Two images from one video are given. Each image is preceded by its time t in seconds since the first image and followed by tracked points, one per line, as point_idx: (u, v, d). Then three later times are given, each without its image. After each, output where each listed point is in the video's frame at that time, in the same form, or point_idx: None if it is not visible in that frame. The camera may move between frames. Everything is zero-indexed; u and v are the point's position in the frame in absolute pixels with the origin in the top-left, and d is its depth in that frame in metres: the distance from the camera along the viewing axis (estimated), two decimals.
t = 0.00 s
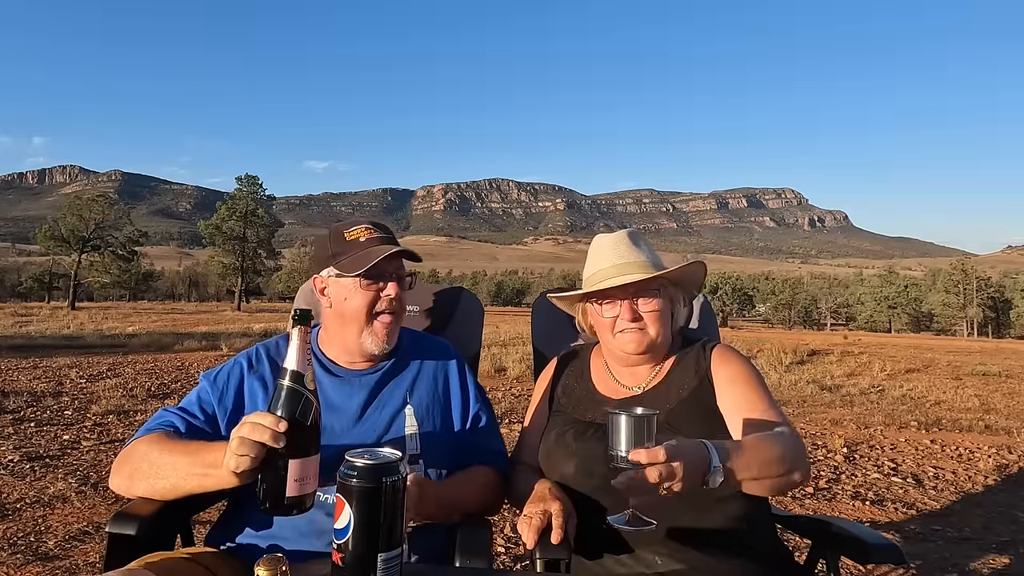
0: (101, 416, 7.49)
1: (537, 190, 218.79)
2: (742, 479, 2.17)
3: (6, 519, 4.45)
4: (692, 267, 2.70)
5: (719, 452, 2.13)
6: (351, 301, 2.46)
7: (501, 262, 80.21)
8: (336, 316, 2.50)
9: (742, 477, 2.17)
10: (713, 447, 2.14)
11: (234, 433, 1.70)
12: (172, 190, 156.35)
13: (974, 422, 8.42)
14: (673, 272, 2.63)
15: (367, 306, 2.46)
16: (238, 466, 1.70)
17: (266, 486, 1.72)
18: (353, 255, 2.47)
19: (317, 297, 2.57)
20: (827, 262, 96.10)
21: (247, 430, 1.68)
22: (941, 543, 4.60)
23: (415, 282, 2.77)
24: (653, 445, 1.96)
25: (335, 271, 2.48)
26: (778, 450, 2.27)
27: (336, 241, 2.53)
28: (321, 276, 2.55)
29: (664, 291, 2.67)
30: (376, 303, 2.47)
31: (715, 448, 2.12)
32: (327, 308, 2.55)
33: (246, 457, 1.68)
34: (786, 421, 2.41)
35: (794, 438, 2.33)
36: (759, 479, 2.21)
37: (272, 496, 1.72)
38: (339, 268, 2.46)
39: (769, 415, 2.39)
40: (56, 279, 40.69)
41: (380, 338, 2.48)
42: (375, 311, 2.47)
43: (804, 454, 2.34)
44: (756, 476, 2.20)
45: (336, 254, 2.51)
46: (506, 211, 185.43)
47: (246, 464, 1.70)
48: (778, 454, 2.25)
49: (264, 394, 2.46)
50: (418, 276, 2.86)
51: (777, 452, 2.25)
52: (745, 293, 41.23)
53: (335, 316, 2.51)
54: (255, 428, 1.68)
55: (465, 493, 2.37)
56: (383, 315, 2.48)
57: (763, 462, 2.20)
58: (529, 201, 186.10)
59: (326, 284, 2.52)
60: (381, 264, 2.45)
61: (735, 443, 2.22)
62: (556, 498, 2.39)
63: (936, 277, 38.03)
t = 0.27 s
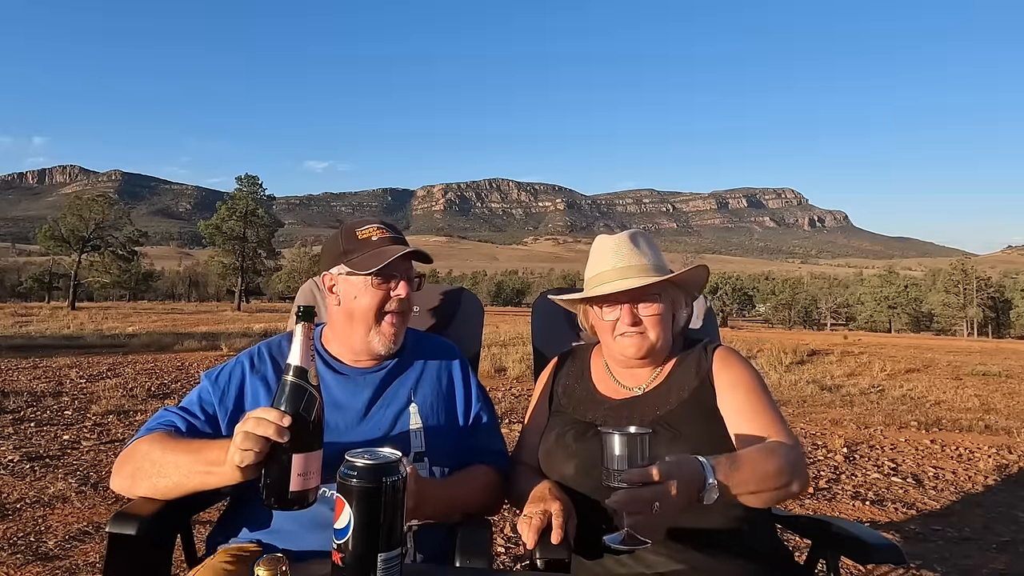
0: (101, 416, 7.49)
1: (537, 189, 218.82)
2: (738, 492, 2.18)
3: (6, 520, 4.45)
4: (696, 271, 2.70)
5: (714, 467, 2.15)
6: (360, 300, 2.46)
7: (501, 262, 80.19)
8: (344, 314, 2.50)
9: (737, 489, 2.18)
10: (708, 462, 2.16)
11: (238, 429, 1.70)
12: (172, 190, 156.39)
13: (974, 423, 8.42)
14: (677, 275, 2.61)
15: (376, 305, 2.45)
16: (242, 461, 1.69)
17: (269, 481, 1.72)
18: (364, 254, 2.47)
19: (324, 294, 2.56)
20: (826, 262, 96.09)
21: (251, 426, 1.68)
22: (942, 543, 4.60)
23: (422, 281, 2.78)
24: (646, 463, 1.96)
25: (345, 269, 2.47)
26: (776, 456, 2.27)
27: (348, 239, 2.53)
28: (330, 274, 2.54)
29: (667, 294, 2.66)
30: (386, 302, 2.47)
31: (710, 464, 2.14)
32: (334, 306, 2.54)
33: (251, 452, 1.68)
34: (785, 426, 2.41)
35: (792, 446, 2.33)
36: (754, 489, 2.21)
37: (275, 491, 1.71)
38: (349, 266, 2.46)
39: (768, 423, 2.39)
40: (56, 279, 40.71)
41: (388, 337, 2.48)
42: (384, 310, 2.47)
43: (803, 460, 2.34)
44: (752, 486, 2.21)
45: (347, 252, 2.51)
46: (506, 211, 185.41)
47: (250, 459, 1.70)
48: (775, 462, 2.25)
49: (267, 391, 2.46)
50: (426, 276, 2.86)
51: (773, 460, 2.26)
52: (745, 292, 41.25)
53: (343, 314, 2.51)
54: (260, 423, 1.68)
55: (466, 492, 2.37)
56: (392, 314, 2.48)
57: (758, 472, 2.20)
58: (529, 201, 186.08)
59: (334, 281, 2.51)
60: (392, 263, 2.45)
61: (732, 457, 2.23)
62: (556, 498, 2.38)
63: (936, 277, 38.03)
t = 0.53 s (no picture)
0: (101, 416, 7.49)
1: (537, 189, 218.86)
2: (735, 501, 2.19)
3: (6, 520, 4.45)
4: (696, 274, 2.69)
5: (709, 480, 2.16)
6: (362, 301, 2.46)
7: (501, 262, 80.21)
8: (346, 314, 2.50)
9: (734, 498, 2.19)
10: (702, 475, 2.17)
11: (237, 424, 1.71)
12: (172, 189, 156.41)
13: (974, 423, 8.42)
14: (677, 279, 2.60)
15: (378, 305, 2.46)
16: (240, 457, 1.70)
17: (267, 478, 1.71)
18: (366, 253, 2.47)
19: (326, 294, 2.56)
20: (827, 262, 96.08)
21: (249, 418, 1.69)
22: (941, 543, 4.60)
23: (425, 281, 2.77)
24: (642, 475, 1.96)
25: (348, 269, 2.47)
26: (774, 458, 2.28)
27: (350, 239, 2.53)
28: (332, 274, 2.54)
29: (668, 297, 2.64)
30: (388, 303, 2.47)
31: (705, 477, 2.15)
32: (336, 306, 2.54)
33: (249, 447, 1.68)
34: (784, 429, 2.41)
35: (790, 451, 2.33)
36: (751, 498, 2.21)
37: (274, 487, 1.71)
38: (352, 266, 2.46)
39: (768, 426, 2.39)
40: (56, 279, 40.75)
41: (390, 336, 2.48)
42: (387, 311, 2.47)
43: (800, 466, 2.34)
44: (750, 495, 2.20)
45: (349, 252, 2.51)
46: (506, 211, 185.46)
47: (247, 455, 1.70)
48: (773, 469, 2.25)
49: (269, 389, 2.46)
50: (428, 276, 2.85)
51: (770, 467, 2.26)
52: (745, 292, 41.26)
53: (344, 314, 2.51)
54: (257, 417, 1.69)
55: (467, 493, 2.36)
56: (394, 315, 2.49)
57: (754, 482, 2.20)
58: (529, 201, 186.04)
59: (337, 281, 2.52)
60: (395, 264, 2.45)
61: (729, 467, 2.23)
62: (556, 498, 2.38)
63: (936, 277, 38.04)
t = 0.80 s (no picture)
0: (101, 416, 7.49)
1: (537, 189, 218.87)
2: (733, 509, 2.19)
3: (6, 520, 4.45)
4: (696, 277, 2.68)
5: (705, 489, 2.17)
6: (360, 301, 2.46)
7: (501, 262, 80.22)
8: (345, 314, 2.50)
9: (732, 505, 2.19)
10: (700, 484, 2.17)
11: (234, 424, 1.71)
12: (173, 189, 156.40)
13: (974, 423, 8.42)
14: (678, 280, 2.59)
15: (377, 306, 2.46)
16: (236, 459, 1.70)
17: (265, 479, 1.72)
18: (365, 254, 2.47)
19: (325, 295, 2.56)
20: (826, 262, 96.09)
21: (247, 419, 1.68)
22: (941, 543, 4.60)
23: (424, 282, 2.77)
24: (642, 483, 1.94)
25: (346, 270, 2.47)
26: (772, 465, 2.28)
27: (349, 240, 2.52)
28: (332, 274, 2.54)
29: (667, 300, 2.64)
30: (387, 304, 2.47)
31: (701, 486, 2.16)
32: (335, 306, 2.54)
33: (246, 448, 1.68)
34: (783, 435, 2.41)
35: (789, 458, 2.32)
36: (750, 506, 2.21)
37: (271, 488, 1.72)
38: (351, 266, 2.46)
39: (768, 429, 2.38)
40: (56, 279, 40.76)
41: (389, 337, 2.49)
42: (385, 312, 2.47)
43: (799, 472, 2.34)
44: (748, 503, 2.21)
45: (348, 252, 2.50)
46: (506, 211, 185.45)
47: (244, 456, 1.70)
48: (771, 477, 2.24)
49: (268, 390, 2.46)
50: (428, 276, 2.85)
51: (769, 474, 2.26)
52: (745, 292, 41.27)
53: (344, 315, 2.51)
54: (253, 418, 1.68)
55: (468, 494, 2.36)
56: (393, 317, 2.49)
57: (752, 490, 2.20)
58: (529, 201, 186.04)
59: (336, 281, 2.51)
60: (394, 266, 2.45)
61: (728, 475, 2.24)
62: (556, 498, 2.38)
63: (936, 277, 38.05)
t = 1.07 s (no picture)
0: (101, 416, 7.49)
1: (537, 189, 218.85)
2: (732, 515, 2.19)
3: (6, 519, 4.46)
4: (696, 278, 2.68)
5: (702, 494, 2.17)
6: (364, 304, 2.46)
7: (501, 262, 80.22)
8: (348, 315, 2.50)
9: (732, 511, 2.19)
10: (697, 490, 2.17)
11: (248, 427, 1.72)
12: (173, 190, 156.36)
13: (974, 423, 8.42)
14: (678, 282, 2.59)
15: (380, 308, 2.46)
16: (250, 464, 1.70)
17: (274, 482, 1.73)
18: (370, 256, 2.46)
19: (328, 295, 2.56)
20: (827, 262, 96.06)
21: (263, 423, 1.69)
22: (941, 543, 4.60)
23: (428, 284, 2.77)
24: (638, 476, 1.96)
25: (350, 270, 2.46)
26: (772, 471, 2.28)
27: (354, 241, 2.52)
28: (335, 273, 2.53)
29: (666, 302, 2.64)
30: (390, 306, 2.47)
31: (698, 490, 2.16)
32: (338, 307, 2.53)
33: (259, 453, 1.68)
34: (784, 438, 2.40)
35: (789, 464, 2.31)
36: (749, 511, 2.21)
37: (279, 495, 1.72)
38: (355, 267, 2.45)
39: (769, 433, 2.37)
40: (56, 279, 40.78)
41: (390, 339, 2.49)
42: (389, 314, 2.47)
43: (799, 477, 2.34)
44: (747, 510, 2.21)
45: (353, 253, 2.49)
46: (506, 211, 185.46)
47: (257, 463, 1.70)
48: (769, 484, 2.24)
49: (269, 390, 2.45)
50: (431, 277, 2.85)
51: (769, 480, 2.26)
52: (745, 292, 41.27)
53: (347, 316, 2.51)
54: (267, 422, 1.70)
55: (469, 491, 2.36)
56: (395, 319, 2.50)
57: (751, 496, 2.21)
58: (529, 201, 186.04)
59: (339, 281, 2.51)
60: (400, 268, 2.45)
61: (727, 481, 2.24)
62: (556, 498, 2.38)
63: (937, 277, 38.04)
